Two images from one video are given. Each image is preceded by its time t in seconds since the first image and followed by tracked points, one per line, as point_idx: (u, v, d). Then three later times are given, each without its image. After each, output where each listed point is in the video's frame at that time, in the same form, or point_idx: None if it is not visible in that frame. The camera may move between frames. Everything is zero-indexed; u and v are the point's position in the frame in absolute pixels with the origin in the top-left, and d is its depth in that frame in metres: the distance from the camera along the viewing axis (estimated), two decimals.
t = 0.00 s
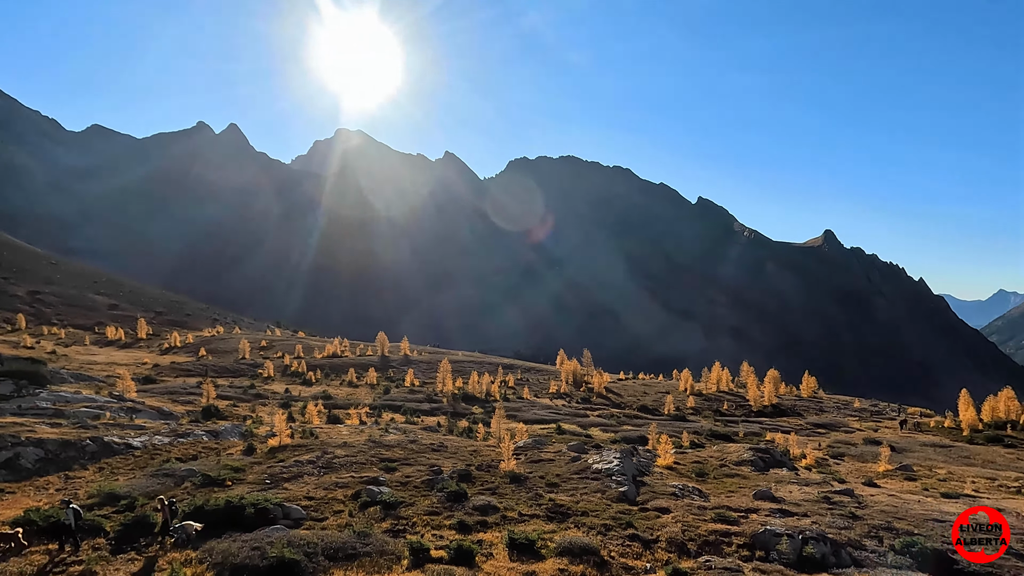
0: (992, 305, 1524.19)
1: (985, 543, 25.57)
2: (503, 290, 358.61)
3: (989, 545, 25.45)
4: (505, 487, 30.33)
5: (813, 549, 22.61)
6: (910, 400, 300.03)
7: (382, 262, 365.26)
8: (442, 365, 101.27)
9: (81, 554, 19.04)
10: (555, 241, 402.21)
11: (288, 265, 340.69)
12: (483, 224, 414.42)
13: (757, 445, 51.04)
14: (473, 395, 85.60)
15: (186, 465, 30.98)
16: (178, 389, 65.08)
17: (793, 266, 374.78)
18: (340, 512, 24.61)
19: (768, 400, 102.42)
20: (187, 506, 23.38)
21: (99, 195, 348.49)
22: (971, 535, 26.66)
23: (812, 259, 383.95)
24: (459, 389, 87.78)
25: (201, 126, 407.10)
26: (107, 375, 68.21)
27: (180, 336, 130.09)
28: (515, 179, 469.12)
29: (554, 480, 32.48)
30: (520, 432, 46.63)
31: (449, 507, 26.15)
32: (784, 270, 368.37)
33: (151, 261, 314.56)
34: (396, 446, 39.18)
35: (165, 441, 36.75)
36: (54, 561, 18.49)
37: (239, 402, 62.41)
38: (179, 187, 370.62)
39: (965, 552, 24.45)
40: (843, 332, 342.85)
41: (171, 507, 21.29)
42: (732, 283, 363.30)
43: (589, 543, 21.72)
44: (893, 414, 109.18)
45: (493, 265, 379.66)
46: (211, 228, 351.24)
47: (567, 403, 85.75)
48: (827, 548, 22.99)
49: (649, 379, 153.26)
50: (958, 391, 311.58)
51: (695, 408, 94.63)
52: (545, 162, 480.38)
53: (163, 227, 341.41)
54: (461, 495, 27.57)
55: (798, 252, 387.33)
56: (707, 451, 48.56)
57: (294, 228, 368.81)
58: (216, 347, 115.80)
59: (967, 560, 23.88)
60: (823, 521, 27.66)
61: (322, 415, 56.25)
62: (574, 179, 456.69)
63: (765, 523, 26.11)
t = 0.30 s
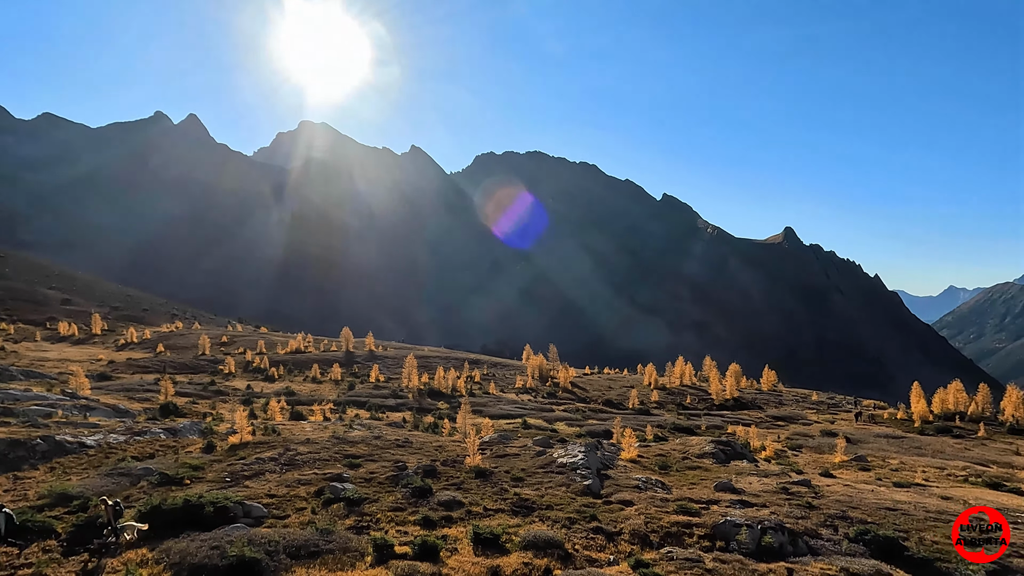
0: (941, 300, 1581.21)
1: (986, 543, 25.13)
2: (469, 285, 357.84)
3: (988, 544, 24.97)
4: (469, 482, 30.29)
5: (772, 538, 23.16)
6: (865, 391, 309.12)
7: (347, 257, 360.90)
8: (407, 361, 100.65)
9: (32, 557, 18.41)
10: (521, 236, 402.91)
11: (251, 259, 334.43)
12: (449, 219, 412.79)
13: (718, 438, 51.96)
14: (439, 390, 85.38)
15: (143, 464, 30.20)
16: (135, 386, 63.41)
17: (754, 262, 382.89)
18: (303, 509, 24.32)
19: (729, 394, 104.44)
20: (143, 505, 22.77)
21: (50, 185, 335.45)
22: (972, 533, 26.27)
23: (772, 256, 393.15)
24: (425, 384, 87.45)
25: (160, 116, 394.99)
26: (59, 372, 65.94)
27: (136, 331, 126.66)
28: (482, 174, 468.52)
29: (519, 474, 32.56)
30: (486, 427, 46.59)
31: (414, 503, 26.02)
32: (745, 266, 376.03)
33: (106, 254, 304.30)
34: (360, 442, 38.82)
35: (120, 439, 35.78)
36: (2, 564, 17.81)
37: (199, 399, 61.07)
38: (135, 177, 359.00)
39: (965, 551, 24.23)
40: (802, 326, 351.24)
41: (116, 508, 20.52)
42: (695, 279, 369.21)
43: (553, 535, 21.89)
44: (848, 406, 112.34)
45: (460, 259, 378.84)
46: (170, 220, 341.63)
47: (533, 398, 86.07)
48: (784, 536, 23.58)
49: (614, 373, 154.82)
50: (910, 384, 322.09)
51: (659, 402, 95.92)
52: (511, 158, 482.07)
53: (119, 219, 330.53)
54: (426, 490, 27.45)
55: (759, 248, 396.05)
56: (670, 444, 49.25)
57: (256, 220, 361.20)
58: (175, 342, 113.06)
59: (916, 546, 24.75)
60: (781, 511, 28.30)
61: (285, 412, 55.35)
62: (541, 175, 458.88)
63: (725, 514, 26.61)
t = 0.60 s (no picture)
0: (897, 296, 1629.01)
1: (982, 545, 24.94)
2: (437, 279, 356.08)
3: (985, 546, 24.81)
4: (436, 477, 30.23)
5: (735, 528, 23.62)
6: (826, 384, 316.73)
7: (313, 250, 355.68)
8: (374, 356, 99.84)
9: None
10: (490, 230, 402.33)
11: (214, 252, 327.17)
12: (418, 212, 409.77)
13: (683, 431, 52.74)
14: (407, 385, 85.00)
15: (101, 462, 29.46)
16: (92, 382, 61.67)
17: (719, 259, 389.45)
18: (267, 506, 23.93)
19: (694, 387, 106.12)
20: (99, 506, 22.09)
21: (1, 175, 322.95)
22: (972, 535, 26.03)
23: (737, 252, 399.93)
24: (392, 379, 86.89)
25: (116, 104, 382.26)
26: (10, 369, 63.75)
27: (94, 327, 123.18)
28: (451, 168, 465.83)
29: (487, 468, 32.58)
30: (454, 422, 46.48)
31: (380, 498, 25.88)
32: (711, 263, 381.99)
33: (61, 246, 294.52)
34: (326, 438, 38.44)
35: (76, 438, 34.77)
36: None
37: (159, 396, 59.68)
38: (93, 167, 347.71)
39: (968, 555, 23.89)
40: (765, 321, 357.74)
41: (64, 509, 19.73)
42: (661, 274, 373.57)
43: (520, 530, 21.96)
44: (809, 399, 114.99)
45: (428, 252, 376.45)
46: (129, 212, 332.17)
47: (501, 393, 86.23)
48: (747, 527, 24.07)
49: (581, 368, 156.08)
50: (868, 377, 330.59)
51: (626, 396, 97.01)
52: (480, 153, 480.89)
53: (75, 211, 320.07)
54: (392, 486, 27.30)
55: (724, 245, 402.98)
56: (636, 437, 49.85)
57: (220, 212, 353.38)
58: (133, 338, 110.20)
59: (872, 534, 25.50)
60: (744, 502, 28.87)
61: (249, 408, 54.46)
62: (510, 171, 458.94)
63: (689, 505, 27.03)
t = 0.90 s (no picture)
0: (855, 290, 1674.24)
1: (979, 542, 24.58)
2: (405, 272, 353.47)
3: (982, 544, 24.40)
4: (403, 472, 30.08)
5: (698, 518, 24.05)
6: (787, 377, 324.15)
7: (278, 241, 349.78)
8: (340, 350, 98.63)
9: None
10: (458, 224, 400.93)
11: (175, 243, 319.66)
12: (385, 204, 405.98)
13: (649, 423, 53.51)
14: (373, 380, 84.33)
15: (55, 461, 28.59)
16: (45, 379, 59.70)
17: (684, 254, 395.44)
18: (229, 504, 23.53)
19: (660, 380, 107.68)
20: (52, 506, 21.41)
21: None
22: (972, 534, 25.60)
23: (702, 247, 405.62)
24: (359, 374, 86.08)
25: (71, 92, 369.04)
26: None
27: (47, 322, 119.26)
28: (418, 161, 462.24)
29: (454, 463, 32.59)
30: (420, 417, 46.24)
31: (346, 494, 25.65)
32: (676, 258, 387.52)
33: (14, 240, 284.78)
34: (291, 434, 37.90)
35: (28, 436, 33.63)
36: None
37: (117, 392, 58.05)
38: (46, 156, 336.07)
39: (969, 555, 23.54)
40: (728, 315, 363.99)
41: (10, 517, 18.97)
42: (628, 268, 377.26)
43: (487, 523, 22.00)
44: (770, 391, 117.62)
45: (395, 245, 373.19)
46: (85, 202, 322.06)
47: (468, 387, 86.19)
48: (709, 517, 24.54)
49: (548, 362, 156.79)
50: (826, 369, 339.48)
51: (593, 389, 97.94)
52: (448, 146, 478.16)
53: (28, 202, 309.48)
54: (358, 482, 27.06)
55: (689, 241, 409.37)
56: (602, 430, 50.42)
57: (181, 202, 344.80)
58: (89, 333, 106.96)
59: (830, 522, 26.19)
60: (707, 492, 29.37)
61: (211, 404, 53.37)
62: (479, 166, 458.48)
63: (654, 497, 27.39)
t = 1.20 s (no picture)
0: (813, 285, 1717.74)
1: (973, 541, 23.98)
2: (370, 266, 349.97)
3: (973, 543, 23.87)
4: (369, 467, 29.88)
5: (661, 509, 24.44)
6: (749, 370, 331.41)
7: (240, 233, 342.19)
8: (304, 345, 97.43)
9: None
10: (424, 217, 397.89)
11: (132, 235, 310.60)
12: (350, 196, 400.36)
13: (614, 416, 54.10)
14: (338, 375, 83.40)
15: (5, 461, 27.60)
16: None
17: (650, 249, 399.62)
18: (189, 502, 23.06)
19: (625, 374, 108.93)
20: (3, 507, 20.71)
21: None
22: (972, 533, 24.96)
23: (666, 241, 410.99)
24: (323, 370, 85.02)
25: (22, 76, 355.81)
26: None
27: None
28: (384, 153, 456.86)
29: (420, 458, 32.42)
30: (386, 412, 45.82)
31: (310, 490, 25.35)
32: (641, 253, 391.52)
33: None
34: (253, 430, 37.25)
35: None
36: None
37: (71, 389, 56.33)
38: None
39: (967, 555, 23.04)
40: (692, 310, 369.34)
41: None
42: (594, 263, 379.72)
43: (453, 518, 21.99)
44: (732, 384, 120.06)
45: (361, 239, 368.95)
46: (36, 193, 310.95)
47: (434, 382, 85.90)
48: (672, 508, 24.94)
49: (514, 356, 157.06)
50: (786, 363, 347.89)
51: (559, 383, 98.59)
52: (414, 138, 474.10)
53: None
54: (323, 478, 26.76)
55: (655, 236, 413.84)
56: (567, 423, 50.79)
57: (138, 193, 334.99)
58: (41, 328, 103.42)
59: (789, 511, 26.87)
60: (671, 484, 29.87)
61: (171, 400, 52.16)
62: (446, 160, 455.71)
63: (618, 489, 27.75)
